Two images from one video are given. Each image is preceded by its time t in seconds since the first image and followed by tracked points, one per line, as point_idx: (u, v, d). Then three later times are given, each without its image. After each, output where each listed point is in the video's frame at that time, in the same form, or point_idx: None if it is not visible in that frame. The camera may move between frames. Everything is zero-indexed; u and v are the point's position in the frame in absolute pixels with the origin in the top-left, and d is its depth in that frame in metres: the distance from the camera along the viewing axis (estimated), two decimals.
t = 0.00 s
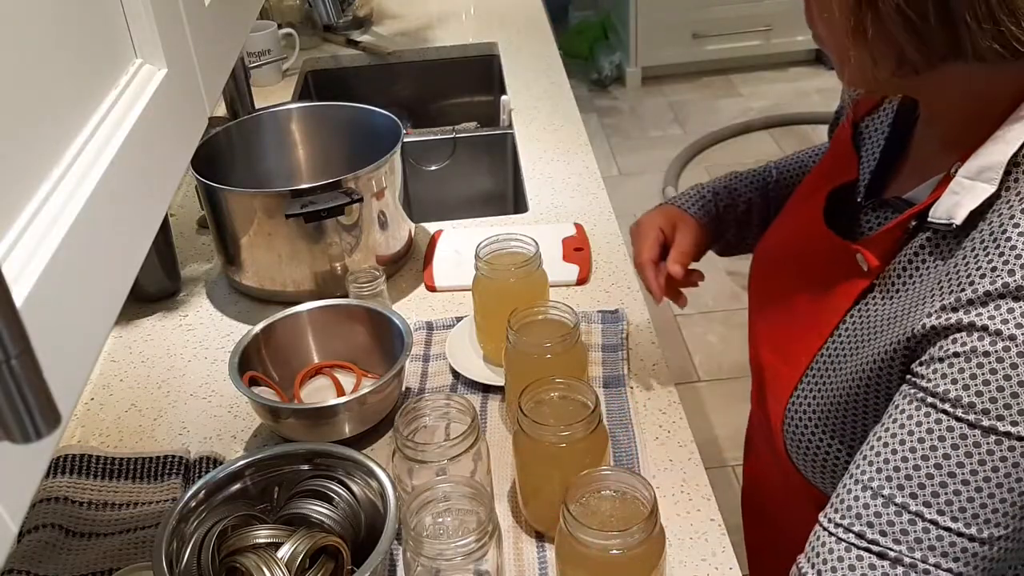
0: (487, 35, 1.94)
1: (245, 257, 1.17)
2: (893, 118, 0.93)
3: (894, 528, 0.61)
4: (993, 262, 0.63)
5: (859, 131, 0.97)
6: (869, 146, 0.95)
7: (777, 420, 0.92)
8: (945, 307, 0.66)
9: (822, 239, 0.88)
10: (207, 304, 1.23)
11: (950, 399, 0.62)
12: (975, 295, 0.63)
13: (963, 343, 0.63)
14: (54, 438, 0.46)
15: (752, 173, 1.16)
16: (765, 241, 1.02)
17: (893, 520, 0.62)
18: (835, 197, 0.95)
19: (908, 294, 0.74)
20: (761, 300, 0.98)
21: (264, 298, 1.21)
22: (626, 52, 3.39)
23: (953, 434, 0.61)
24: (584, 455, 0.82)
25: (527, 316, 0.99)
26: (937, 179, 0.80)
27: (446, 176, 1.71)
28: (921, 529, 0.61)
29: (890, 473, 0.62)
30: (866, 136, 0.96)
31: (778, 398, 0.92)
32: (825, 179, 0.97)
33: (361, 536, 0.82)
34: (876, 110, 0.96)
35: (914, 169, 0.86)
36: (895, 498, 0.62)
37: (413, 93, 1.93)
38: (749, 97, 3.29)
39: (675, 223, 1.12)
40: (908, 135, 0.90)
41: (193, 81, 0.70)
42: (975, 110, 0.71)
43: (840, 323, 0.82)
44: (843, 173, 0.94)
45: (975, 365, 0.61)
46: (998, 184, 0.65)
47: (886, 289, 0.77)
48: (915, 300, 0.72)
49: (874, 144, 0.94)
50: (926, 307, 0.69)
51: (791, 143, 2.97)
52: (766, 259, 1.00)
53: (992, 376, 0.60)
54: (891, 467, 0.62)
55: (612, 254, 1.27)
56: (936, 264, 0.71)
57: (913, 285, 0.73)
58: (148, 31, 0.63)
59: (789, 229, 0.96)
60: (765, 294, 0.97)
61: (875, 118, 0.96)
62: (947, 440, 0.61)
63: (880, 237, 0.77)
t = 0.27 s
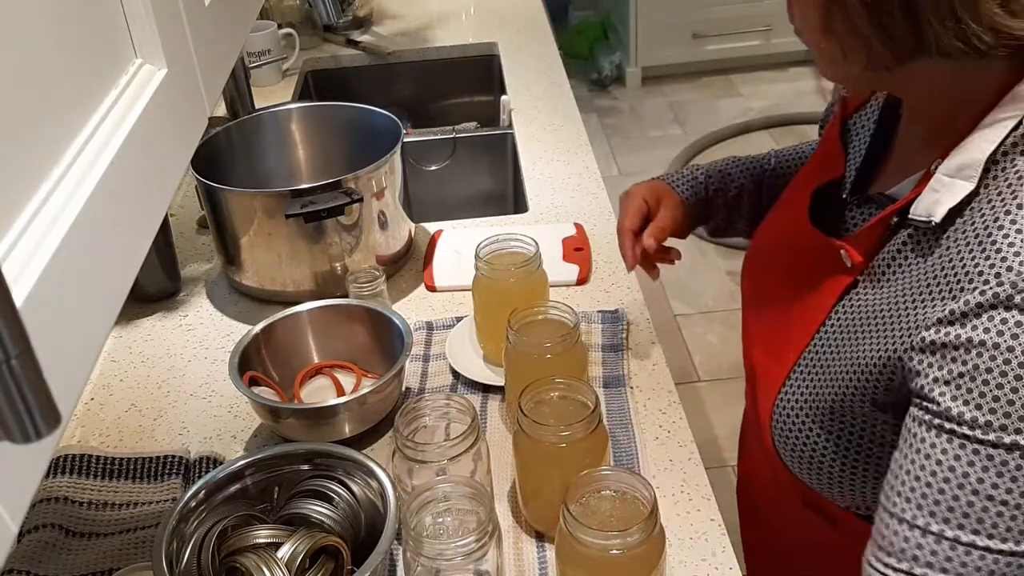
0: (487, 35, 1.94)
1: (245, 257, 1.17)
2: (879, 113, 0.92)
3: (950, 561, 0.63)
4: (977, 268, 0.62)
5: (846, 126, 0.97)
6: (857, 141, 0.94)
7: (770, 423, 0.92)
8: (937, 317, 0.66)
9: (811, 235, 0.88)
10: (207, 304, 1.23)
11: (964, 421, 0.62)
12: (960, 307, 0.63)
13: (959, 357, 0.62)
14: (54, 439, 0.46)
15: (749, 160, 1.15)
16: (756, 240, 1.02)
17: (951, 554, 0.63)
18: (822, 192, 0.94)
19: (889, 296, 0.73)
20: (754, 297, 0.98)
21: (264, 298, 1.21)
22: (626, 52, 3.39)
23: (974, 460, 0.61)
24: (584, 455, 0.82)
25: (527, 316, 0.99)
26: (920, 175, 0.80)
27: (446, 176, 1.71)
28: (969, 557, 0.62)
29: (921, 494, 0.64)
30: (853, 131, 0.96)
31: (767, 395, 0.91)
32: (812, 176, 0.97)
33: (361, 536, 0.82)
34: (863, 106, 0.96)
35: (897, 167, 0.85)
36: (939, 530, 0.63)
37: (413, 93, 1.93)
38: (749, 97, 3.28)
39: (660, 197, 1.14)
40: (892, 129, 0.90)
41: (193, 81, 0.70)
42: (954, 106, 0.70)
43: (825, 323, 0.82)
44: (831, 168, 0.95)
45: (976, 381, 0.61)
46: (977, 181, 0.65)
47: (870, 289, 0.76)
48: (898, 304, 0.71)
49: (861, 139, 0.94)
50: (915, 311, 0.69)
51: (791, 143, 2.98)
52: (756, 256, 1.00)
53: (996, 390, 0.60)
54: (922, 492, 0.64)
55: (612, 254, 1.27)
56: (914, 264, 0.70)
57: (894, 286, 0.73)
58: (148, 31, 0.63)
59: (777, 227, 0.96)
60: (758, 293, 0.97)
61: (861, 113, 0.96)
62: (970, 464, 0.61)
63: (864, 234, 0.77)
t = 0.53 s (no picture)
0: (487, 35, 1.94)
1: (245, 257, 1.17)
2: (869, 87, 0.90)
3: None
4: (954, 234, 0.58)
5: (839, 102, 0.94)
6: (848, 115, 0.92)
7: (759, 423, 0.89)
8: (924, 290, 0.61)
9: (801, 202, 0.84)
10: (207, 304, 1.23)
11: (985, 416, 0.55)
12: (946, 277, 0.58)
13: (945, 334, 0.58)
14: (54, 439, 0.46)
15: (770, 147, 1.10)
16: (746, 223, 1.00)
17: None
18: (811, 159, 0.93)
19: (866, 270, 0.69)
20: (751, 277, 0.95)
21: (264, 297, 1.21)
22: (626, 52, 3.39)
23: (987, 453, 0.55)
24: (583, 455, 0.82)
25: (527, 316, 0.99)
26: (899, 144, 0.79)
27: (446, 175, 1.71)
28: None
29: (892, 529, 0.56)
30: (845, 106, 0.93)
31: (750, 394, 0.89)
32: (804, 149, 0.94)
33: (360, 536, 0.82)
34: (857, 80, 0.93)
35: (882, 138, 0.86)
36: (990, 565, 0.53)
37: (413, 92, 1.93)
38: (749, 97, 3.28)
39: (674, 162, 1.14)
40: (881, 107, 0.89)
41: (193, 81, 0.70)
42: (941, 65, 0.68)
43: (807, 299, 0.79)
44: (822, 139, 0.93)
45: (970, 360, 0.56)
46: (954, 145, 0.61)
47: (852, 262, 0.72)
48: (878, 275, 0.67)
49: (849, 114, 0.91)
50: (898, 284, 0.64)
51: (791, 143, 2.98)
52: (747, 236, 0.97)
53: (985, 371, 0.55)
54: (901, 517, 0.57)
55: (612, 253, 1.27)
56: (896, 233, 0.66)
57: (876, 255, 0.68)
58: (148, 30, 0.62)
59: (767, 202, 0.93)
60: (754, 272, 0.94)
61: (853, 88, 0.93)
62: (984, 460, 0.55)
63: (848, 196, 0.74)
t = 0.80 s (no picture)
0: (487, 36, 1.94)
1: (245, 257, 1.17)
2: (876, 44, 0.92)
3: (926, 436, 0.68)
4: (936, 138, 0.64)
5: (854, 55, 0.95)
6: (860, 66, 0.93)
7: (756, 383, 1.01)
8: (893, 201, 0.70)
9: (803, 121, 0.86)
10: (207, 304, 1.23)
11: (942, 304, 0.66)
12: (915, 181, 0.66)
13: (912, 235, 0.67)
14: (54, 439, 0.46)
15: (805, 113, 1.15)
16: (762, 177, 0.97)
17: (932, 430, 0.68)
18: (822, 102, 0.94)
19: (862, 171, 0.73)
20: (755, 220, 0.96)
21: (264, 297, 1.22)
22: (626, 52, 3.40)
23: (938, 331, 0.67)
24: (583, 455, 0.82)
25: (527, 316, 0.99)
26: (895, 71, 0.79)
27: (446, 176, 1.71)
28: (959, 433, 0.67)
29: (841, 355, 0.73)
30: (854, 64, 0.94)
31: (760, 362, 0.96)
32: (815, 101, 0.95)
33: (361, 536, 0.82)
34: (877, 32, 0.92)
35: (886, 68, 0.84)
36: (919, 405, 0.69)
37: (413, 93, 1.93)
38: (749, 97, 3.29)
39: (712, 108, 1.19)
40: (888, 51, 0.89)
41: (193, 80, 0.70)
42: None
43: (795, 221, 0.84)
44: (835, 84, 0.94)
45: (936, 258, 0.65)
46: (930, 71, 0.67)
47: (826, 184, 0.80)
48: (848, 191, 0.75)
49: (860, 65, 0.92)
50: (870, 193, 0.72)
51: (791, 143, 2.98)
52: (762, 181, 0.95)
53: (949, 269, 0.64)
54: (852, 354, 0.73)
55: (612, 253, 1.27)
56: (872, 144, 0.73)
57: (862, 161, 0.73)
58: (148, 30, 0.63)
59: (777, 141, 0.92)
60: (758, 206, 0.94)
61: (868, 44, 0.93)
62: (941, 338, 0.67)
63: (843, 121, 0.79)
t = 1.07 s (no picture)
0: (487, 36, 1.94)
1: (245, 257, 1.17)
2: None
3: (903, 293, 0.84)
4: (902, 33, 0.79)
5: None
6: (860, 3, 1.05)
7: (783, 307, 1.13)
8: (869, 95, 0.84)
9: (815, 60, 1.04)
10: (207, 304, 1.23)
11: (915, 180, 0.80)
12: (896, 70, 0.79)
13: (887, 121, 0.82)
14: (55, 439, 0.46)
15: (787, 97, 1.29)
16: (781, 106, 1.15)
17: (910, 287, 0.83)
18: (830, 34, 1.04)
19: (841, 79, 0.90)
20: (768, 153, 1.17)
21: (265, 298, 1.22)
22: (626, 52, 3.39)
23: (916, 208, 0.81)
24: (583, 454, 0.82)
25: (526, 316, 0.99)
26: None
27: (446, 176, 1.72)
28: (926, 288, 0.83)
29: (831, 237, 0.89)
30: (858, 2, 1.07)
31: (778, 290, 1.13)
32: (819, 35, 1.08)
33: (361, 536, 0.82)
34: None
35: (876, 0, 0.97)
36: (890, 273, 0.85)
37: (413, 93, 1.93)
38: (749, 97, 3.28)
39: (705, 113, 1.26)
40: None
41: (193, 80, 0.70)
42: None
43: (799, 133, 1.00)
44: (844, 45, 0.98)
45: (903, 132, 0.80)
46: None
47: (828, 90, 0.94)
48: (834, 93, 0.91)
49: None
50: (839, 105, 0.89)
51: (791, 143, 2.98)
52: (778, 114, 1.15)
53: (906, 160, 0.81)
54: (842, 239, 0.89)
55: (612, 254, 1.27)
56: (855, 54, 0.88)
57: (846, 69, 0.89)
58: (148, 30, 0.63)
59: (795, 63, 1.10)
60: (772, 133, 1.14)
61: None
62: (912, 204, 0.81)
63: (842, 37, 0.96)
